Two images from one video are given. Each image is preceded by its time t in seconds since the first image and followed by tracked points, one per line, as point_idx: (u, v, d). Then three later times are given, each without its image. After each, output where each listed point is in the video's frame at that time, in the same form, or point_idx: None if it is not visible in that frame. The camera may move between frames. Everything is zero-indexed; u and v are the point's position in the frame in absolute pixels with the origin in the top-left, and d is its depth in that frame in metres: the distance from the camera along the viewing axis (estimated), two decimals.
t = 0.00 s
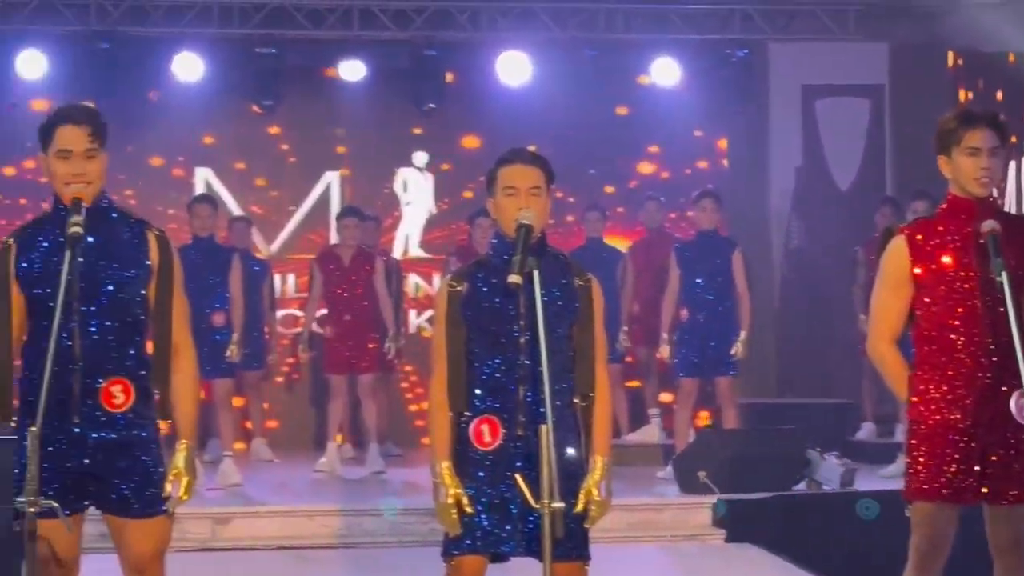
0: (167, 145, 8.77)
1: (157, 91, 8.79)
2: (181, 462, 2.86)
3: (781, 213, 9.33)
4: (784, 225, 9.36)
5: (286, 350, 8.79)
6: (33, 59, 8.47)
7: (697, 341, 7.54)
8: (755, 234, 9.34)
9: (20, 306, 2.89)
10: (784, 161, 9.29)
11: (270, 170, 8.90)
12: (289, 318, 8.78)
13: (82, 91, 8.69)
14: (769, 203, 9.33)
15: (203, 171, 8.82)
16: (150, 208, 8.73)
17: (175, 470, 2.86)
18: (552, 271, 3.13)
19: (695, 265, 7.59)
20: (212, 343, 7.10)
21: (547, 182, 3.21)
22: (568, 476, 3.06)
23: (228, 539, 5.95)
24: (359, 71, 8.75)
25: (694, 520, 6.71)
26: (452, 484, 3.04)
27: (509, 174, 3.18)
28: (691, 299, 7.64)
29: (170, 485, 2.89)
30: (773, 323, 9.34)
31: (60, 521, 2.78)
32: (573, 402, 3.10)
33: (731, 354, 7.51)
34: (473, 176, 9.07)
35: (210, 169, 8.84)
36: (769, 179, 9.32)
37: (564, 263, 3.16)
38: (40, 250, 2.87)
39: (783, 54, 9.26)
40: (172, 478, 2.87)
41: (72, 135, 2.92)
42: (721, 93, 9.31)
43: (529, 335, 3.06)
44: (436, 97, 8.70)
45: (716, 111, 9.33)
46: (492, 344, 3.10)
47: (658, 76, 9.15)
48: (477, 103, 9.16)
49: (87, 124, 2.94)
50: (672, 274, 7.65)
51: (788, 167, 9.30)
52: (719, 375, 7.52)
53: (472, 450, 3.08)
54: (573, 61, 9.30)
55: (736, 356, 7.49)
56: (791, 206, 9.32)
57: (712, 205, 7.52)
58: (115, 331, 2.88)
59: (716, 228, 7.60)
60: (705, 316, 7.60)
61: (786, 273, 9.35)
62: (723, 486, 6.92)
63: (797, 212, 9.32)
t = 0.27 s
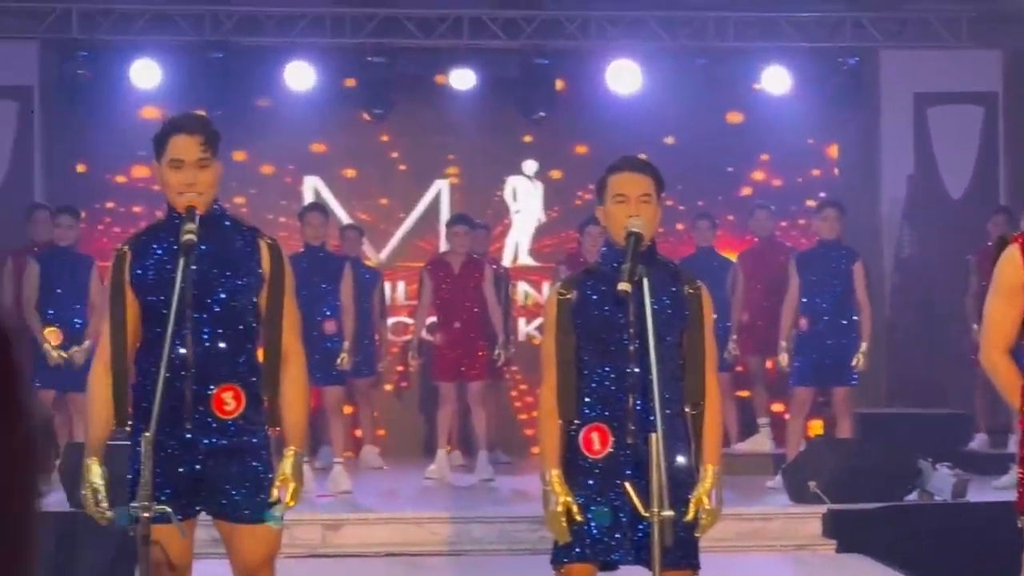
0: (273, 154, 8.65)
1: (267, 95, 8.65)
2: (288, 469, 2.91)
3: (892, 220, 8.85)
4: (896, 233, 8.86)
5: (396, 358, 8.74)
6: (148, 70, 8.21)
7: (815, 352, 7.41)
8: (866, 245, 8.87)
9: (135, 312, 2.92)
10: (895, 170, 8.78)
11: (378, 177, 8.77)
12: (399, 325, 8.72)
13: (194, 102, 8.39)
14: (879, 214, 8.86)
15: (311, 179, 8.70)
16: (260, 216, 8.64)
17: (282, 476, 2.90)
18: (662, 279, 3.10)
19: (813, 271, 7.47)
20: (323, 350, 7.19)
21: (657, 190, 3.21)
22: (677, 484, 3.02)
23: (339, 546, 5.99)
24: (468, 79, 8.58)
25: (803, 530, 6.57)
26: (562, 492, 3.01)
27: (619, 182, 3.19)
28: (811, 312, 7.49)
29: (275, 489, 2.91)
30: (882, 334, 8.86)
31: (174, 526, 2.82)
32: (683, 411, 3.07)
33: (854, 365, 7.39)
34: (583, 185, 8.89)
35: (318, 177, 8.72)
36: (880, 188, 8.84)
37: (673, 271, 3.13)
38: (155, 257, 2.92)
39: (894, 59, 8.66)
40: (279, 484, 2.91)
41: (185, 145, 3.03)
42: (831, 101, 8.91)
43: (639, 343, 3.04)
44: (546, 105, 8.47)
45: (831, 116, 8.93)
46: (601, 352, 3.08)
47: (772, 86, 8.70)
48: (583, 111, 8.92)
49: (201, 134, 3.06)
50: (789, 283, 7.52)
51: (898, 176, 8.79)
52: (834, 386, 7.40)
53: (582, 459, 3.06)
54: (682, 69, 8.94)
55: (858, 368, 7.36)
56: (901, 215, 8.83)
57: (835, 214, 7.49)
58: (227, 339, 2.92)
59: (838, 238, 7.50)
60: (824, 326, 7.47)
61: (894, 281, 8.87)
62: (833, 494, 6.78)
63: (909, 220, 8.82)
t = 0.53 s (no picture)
0: (380, 162, 8.66)
1: (373, 100, 8.60)
2: (394, 476, 2.95)
3: (1000, 230, 8.43)
4: (1005, 242, 8.42)
5: (500, 366, 8.74)
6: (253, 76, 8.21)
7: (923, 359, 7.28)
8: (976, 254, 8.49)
9: (243, 317, 2.98)
10: (1004, 176, 8.45)
11: (483, 183, 8.75)
12: (504, 334, 8.75)
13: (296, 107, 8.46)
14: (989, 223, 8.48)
15: (413, 187, 8.70)
16: (367, 225, 8.65)
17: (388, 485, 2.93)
18: (767, 286, 3.05)
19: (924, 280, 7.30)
20: (427, 358, 7.24)
21: (763, 197, 3.18)
22: (783, 494, 2.98)
23: (444, 553, 6.02)
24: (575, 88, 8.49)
25: (910, 541, 6.35)
26: (667, 500, 3.01)
27: (724, 190, 3.17)
28: (921, 316, 7.31)
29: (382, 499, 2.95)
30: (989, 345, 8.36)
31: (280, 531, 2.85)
32: (788, 419, 3.02)
33: (966, 374, 7.25)
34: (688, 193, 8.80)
35: (420, 186, 8.71)
36: (989, 196, 8.51)
37: (778, 279, 3.07)
38: (263, 265, 2.95)
39: (1003, 65, 8.15)
40: (384, 493, 2.94)
41: (297, 155, 3.11)
42: (941, 106, 8.67)
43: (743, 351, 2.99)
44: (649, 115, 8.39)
45: (942, 123, 8.71)
46: (706, 361, 3.04)
47: (874, 94, 8.56)
48: (689, 117, 8.82)
49: (312, 145, 3.12)
50: (900, 291, 7.35)
51: (1006, 185, 8.43)
52: (943, 395, 7.28)
53: (687, 467, 3.02)
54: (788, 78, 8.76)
55: (970, 377, 7.20)
56: (1009, 224, 8.40)
57: (948, 224, 7.27)
58: (331, 345, 2.94)
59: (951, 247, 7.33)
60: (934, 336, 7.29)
61: (1003, 289, 8.42)
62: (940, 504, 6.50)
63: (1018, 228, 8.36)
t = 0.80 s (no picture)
0: (443, 169, 8.66)
1: (435, 106, 8.66)
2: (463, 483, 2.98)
3: None
4: None
5: (563, 373, 8.72)
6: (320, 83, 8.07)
7: (989, 369, 7.13)
8: None
9: (305, 321, 3.01)
10: None
11: (548, 191, 8.74)
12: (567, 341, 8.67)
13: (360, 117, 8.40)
14: None
15: (472, 195, 8.69)
16: (431, 231, 8.68)
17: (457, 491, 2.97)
18: (832, 294, 3.02)
19: (996, 289, 7.14)
20: (490, 364, 7.27)
21: (827, 205, 3.17)
22: (847, 503, 2.95)
23: (506, 559, 6.02)
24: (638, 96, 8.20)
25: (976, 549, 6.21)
26: (729, 507, 2.99)
27: (789, 196, 3.16)
28: (984, 327, 7.15)
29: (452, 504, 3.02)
30: None
31: (342, 536, 2.84)
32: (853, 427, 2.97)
33: None
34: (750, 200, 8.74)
35: (479, 193, 8.70)
36: None
37: (843, 286, 3.04)
38: (326, 272, 2.99)
39: None
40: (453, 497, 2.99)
41: (359, 160, 3.12)
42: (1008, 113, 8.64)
43: (807, 359, 2.96)
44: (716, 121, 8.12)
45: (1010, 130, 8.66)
46: (769, 368, 3.01)
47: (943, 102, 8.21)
48: (755, 124, 8.75)
49: (373, 149, 3.14)
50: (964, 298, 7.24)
51: None
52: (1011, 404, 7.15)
53: (749, 475, 3.00)
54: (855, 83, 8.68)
55: None
56: None
57: (1011, 231, 7.23)
58: (395, 350, 2.96)
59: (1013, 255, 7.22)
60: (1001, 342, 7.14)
61: None
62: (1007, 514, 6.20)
63: None
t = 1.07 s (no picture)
0: (482, 173, 8.67)
1: (474, 110, 8.68)
2: (500, 487, 2.99)
3: None
4: None
5: (602, 378, 8.72)
6: (360, 86, 7.97)
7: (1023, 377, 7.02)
8: None
9: (337, 324, 3.03)
10: None
11: (588, 195, 8.73)
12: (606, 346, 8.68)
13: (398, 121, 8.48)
14: None
15: (511, 201, 8.71)
16: (470, 235, 8.70)
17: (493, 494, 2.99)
18: (868, 299, 3.00)
19: None
20: (528, 369, 7.24)
21: (865, 211, 3.15)
22: (883, 510, 2.93)
23: (543, 564, 6.01)
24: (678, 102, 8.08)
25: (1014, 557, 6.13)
26: (764, 513, 2.97)
27: (827, 202, 3.14)
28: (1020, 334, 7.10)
29: (488, 508, 3.02)
30: None
31: (376, 540, 2.85)
32: (889, 434, 2.96)
33: None
34: (789, 206, 8.68)
35: (519, 199, 8.71)
36: None
37: (879, 292, 3.02)
38: (360, 275, 2.99)
39: None
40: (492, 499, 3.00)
41: (392, 167, 3.12)
42: None
43: (843, 364, 2.95)
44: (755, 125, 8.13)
45: None
46: (805, 373, 3.00)
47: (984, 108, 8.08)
48: (795, 129, 8.70)
49: (406, 157, 3.13)
50: (1001, 305, 7.21)
51: None
52: None
53: (785, 481, 2.99)
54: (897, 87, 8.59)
55: None
56: None
57: None
58: (429, 354, 2.97)
59: None
60: None
61: None
62: None
63: None
